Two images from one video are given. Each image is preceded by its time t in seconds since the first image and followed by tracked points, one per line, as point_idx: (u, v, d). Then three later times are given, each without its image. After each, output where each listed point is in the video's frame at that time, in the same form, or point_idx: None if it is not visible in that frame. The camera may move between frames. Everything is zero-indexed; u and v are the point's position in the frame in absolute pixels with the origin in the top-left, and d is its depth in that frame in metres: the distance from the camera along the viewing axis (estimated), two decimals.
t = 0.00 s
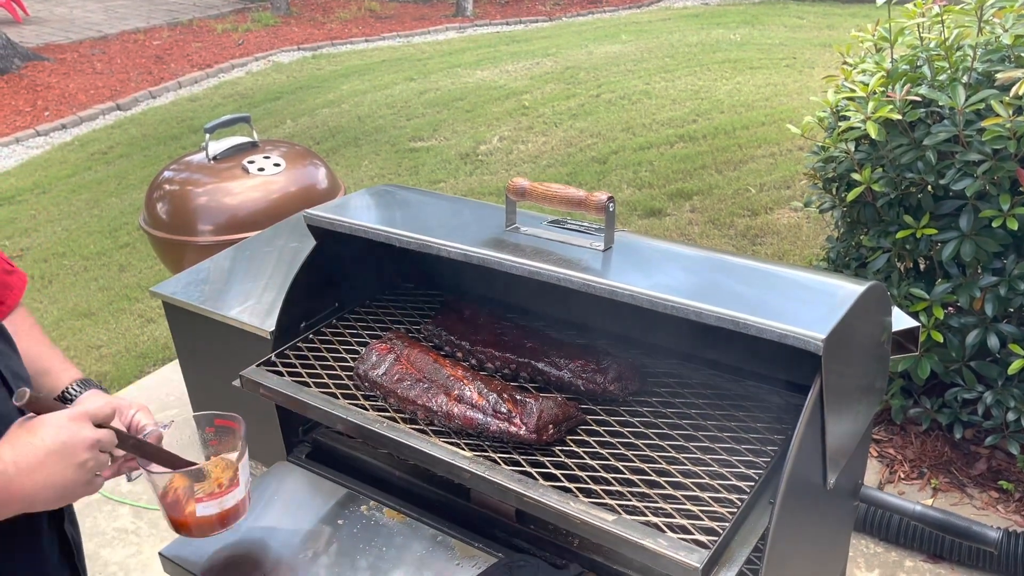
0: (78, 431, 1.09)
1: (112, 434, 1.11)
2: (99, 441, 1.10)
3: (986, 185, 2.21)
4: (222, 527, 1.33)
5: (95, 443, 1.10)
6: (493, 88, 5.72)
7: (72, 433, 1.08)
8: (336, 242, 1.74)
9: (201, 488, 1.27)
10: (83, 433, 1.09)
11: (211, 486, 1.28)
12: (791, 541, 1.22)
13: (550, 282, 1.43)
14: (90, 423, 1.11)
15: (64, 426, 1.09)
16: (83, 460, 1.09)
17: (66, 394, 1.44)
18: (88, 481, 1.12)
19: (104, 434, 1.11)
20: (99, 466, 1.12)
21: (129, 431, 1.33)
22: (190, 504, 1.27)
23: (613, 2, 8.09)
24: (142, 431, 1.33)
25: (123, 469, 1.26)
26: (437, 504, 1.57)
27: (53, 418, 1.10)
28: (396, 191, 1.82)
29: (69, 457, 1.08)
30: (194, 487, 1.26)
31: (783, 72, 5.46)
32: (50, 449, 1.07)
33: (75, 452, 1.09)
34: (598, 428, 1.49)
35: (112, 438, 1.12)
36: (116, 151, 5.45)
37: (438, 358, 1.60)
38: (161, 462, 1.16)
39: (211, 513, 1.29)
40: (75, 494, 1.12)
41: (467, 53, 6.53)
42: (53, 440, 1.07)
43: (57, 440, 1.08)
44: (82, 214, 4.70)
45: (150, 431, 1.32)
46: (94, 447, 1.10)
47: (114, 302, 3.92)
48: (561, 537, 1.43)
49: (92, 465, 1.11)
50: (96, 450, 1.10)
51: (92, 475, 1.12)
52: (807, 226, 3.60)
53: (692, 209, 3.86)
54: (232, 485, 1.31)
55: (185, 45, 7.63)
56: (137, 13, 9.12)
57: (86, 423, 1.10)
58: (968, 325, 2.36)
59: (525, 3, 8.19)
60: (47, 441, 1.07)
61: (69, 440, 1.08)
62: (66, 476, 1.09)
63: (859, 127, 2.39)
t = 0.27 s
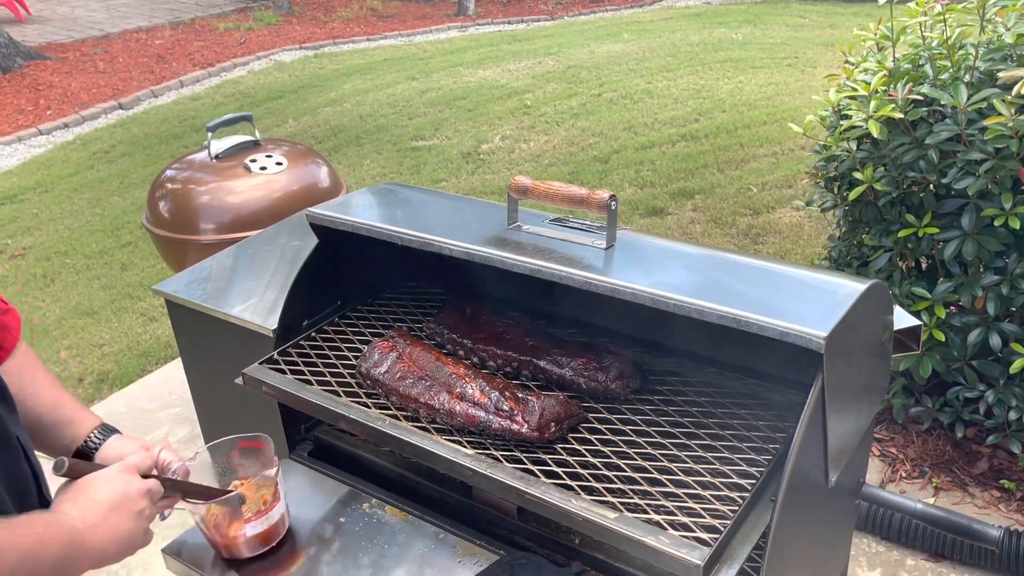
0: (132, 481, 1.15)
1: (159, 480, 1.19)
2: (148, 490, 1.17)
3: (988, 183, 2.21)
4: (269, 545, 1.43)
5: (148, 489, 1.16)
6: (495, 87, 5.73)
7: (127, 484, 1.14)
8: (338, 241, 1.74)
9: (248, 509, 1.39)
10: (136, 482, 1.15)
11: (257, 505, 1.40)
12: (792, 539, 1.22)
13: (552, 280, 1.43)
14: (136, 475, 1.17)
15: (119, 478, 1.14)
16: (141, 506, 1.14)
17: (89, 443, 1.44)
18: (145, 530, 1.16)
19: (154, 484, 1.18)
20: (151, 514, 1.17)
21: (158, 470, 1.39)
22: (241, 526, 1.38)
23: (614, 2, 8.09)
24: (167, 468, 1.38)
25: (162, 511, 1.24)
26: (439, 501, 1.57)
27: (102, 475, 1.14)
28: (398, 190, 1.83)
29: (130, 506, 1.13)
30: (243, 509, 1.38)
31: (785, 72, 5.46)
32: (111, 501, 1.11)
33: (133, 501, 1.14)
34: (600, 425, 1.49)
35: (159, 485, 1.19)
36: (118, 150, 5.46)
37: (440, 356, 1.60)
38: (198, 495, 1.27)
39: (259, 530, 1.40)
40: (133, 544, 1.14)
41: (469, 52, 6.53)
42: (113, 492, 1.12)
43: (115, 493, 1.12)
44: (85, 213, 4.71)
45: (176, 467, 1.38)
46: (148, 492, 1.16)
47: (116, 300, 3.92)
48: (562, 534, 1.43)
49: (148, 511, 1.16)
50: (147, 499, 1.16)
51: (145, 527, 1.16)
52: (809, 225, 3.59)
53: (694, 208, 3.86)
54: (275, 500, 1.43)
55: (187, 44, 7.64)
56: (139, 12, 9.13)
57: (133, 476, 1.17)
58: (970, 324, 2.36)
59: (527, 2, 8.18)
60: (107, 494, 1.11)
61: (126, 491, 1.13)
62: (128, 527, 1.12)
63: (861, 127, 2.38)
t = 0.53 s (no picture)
0: (155, 472, 1.16)
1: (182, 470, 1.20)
2: (173, 481, 1.18)
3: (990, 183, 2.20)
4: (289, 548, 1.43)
5: (171, 478, 1.17)
6: (497, 86, 5.73)
7: (151, 476, 1.15)
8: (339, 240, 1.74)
9: (271, 513, 1.38)
10: (159, 473, 1.16)
11: (280, 509, 1.39)
12: (793, 537, 1.23)
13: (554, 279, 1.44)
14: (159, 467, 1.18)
15: (142, 471, 1.15)
16: (169, 496, 1.15)
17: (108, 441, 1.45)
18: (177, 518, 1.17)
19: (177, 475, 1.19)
20: (180, 503, 1.18)
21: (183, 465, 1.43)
22: (262, 529, 1.38)
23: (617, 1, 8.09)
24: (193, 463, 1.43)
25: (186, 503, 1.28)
26: (440, 499, 1.58)
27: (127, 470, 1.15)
28: (399, 188, 1.83)
29: (159, 496, 1.14)
30: (266, 512, 1.37)
31: (787, 71, 5.46)
32: (140, 494, 1.12)
33: (160, 491, 1.15)
34: (601, 424, 1.49)
35: (182, 475, 1.21)
36: (120, 149, 5.47)
37: (442, 354, 1.60)
38: (219, 489, 1.32)
39: (280, 534, 1.40)
40: (168, 534, 1.15)
41: (471, 51, 6.53)
42: (140, 484, 1.13)
43: (141, 486, 1.13)
44: (87, 212, 4.72)
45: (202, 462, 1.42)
46: (171, 482, 1.17)
47: (118, 299, 3.93)
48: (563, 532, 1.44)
49: (176, 500, 1.17)
50: (173, 489, 1.17)
51: (176, 516, 1.16)
52: (811, 225, 3.59)
53: (696, 207, 3.85)
54: (297, 505, 1.43)
55: (189, 44, 7.65)
56: (142, 11, 9.15)
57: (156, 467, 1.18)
58: (972, 324, 2.36)
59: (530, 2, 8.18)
60: (135, 488, 1.12)
61: (152, 483, 1.14)
62: (160, 517, 1.13)
63: (863, 126, 2.38)
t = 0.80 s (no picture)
0: (152, 460, 1.16)
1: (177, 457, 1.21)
2: (169, 468, 1.18)
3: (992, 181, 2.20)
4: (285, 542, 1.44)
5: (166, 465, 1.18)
6: (498, 86, 5.73)
7: (148, 464, 1.15)
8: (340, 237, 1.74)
9: (266, 507, 1.39)
10: (156, 460, 1.17)
11: (275, 505, 1.39)
12: (795, 534, 1.23)
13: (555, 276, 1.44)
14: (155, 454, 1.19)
15: (139, 459, 1.16)
16: (165, 482, 1.16)
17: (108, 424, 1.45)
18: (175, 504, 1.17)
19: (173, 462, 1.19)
20: (178, 490, 1.18)
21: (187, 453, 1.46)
22: (257, 522, 1.39)
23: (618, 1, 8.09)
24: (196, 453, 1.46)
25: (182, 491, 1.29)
26: (441, 496, 1.58)
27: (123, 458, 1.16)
28: (401, 186, 1.83)
29: (156, 484, 1.14)
30: (261, 506, 1.38)
31: (789, 70, 5.46)
32: (137, 481, 1.12)
33: (156, 478, 1.15)
34: (602, 421, 1.49)
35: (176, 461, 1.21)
36: (122, 148, 5.47)
37: (443, 351, 1.60)
38: (219, 483, 1.32)
39: (275, 529, 1.41)
40: (166, 520, 1.16)
41: (473, 50, 6.54)
42: (137, 472, 1.13)
43: (138, 474, 1.14)
44: (89, 210, 4.73)
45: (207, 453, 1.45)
46: (167, 469, 1.18)
47: (120, 298, 3.94)
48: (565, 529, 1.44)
49: (173, 486, 1.17)
50: (169, 476, 1.18)
51: (174, 502, 1.17)
52: (813, 224, 3.59)
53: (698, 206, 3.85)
54: (294, 501, 1.43)
55: (191, 43, 7.66)
56: (145, 10, 9.16)
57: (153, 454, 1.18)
58: (974, 322, 2.36)
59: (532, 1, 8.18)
60: (132, 475, 1.13)
61: (149, 470, 1.15)
62: (158, 504, 1.13)
63: (865, 124, 2.38)
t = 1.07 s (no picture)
0: (153, 465, 1.17)
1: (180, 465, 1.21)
2: (170, 475, 1.18)
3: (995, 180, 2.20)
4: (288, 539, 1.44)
5: (168, 471, 1.18)
6: (500, 85, 5.73)
7: (148, 470, 1.16)
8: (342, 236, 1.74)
9: (269, 505, 1.39)
10: (157, 466, 1.17)
11: (278, 503, 1.40)
12: (797, 532, 1.23)
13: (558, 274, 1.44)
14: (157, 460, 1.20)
15: (140, 465, 1.16)
16: (164, 489, 1.16)
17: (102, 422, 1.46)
18: (173, 512, 1.17)
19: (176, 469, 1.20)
20: (178, 497, 1.19)
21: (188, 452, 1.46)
22: (259, 520, 1.39)
23: None
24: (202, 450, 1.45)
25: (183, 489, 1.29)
26: (444, 494, 1.59)
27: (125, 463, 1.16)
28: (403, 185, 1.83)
29: (155, 490, 1.15)
30: (263, 504, 1.38)
31: (791, 69, 5.45)
32: (137, 487, 1.13)
33: (156, 484, 1.15)
34: (604, 419, 1.49)
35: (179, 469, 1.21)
36: (125, 147, 5.48)
37: (446, 349, 1.61)
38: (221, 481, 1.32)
39: (278, 527, 1.41)
40: (162, 529, 1.16)
41: (475, 50, 6.54)
42: (137, 478, 1.14)
43: (138, 479, 1.14)
44: (92, 210, 4.73)
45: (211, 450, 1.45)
46: (168, 475, 1.18)
47: (122, 297, 3.94)
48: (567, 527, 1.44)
49: (172, 494, 1.17)
50: (170, 482, 1.18)
51: (173, 509, 1.17)
52: (815, 223, 3.59)
53: (700, 205, 3.85)
54: (297, 499, 1.43)
55: (193, 42, 7.66)
56: (147, 10, 9.17)
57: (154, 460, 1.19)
58: (976, 321, 2.36)
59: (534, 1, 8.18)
60: (132, 481, 1.13)
61: (149, 476, 1.15)
62: (156, 511, 1.14)
63: (867, 123, 2.38)
